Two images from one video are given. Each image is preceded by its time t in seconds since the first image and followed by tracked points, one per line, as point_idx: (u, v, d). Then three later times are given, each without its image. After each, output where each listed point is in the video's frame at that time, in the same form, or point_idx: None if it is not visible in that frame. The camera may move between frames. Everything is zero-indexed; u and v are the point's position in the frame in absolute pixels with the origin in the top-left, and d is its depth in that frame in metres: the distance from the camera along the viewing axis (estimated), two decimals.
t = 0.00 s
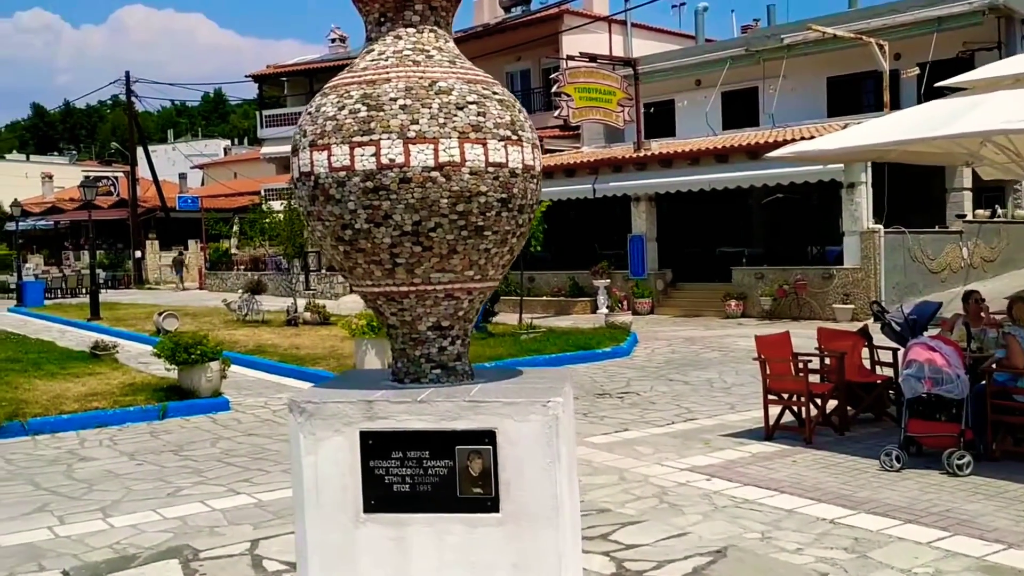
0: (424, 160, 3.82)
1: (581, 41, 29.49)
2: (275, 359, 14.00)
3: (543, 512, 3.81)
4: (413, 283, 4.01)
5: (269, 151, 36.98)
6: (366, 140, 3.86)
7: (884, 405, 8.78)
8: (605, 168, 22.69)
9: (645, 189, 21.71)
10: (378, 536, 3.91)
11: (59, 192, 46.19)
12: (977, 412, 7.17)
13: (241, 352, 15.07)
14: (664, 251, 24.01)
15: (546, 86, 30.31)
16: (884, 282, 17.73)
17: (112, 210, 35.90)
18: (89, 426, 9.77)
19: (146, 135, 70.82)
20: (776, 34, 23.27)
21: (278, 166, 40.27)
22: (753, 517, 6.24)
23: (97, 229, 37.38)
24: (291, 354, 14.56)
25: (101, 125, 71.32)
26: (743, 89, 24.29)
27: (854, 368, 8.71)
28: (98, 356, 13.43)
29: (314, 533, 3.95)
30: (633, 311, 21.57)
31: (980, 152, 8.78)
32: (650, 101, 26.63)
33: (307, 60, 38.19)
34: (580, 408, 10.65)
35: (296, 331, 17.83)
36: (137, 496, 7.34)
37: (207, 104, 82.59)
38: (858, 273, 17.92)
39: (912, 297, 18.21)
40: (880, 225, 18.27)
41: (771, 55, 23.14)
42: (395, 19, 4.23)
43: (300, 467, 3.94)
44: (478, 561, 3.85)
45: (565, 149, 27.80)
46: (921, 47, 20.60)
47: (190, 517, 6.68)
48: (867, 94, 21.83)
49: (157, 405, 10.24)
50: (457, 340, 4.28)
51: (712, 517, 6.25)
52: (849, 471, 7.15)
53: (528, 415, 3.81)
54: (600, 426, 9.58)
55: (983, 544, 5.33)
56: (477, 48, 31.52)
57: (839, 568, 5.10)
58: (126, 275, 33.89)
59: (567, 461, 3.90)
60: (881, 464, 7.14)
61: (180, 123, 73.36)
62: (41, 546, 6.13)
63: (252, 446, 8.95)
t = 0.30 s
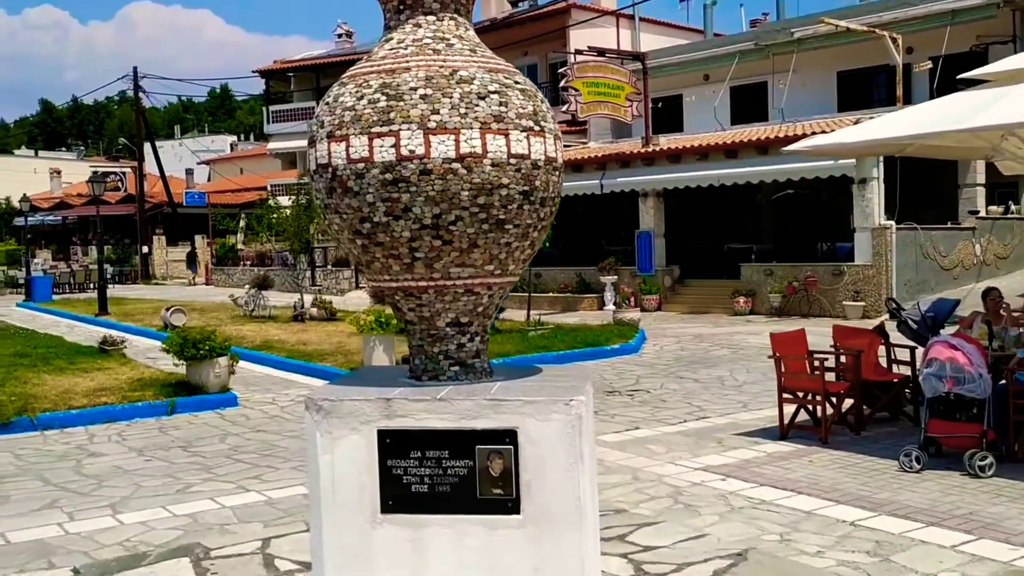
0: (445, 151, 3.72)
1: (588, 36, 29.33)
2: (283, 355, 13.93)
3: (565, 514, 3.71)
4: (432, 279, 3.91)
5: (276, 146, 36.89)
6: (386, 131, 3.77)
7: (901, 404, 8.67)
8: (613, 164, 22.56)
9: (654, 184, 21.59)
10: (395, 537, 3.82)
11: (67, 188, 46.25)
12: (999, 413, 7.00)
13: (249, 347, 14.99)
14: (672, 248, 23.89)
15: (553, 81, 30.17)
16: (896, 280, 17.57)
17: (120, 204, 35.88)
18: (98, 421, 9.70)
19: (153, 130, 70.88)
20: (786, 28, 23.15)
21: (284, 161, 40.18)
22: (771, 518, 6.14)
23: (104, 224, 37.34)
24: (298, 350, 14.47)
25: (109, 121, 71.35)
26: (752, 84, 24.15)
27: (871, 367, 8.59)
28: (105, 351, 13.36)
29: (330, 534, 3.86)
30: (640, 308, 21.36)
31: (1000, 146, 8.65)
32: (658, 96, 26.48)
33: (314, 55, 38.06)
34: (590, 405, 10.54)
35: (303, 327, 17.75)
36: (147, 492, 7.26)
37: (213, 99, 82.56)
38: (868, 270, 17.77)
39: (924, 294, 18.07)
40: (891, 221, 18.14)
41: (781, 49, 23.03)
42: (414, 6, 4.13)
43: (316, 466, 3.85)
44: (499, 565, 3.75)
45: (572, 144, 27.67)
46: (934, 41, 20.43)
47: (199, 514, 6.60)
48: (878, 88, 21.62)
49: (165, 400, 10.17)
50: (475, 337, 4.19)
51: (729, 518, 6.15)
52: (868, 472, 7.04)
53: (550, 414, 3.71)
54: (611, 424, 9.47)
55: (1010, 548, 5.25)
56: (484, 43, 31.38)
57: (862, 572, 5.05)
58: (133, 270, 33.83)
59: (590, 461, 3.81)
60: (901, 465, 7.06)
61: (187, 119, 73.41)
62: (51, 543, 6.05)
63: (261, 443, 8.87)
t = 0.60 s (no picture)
0: (469, 144, 3.74)
1: (591, 30, 29.17)
2: (283, 349, 13.81)
3: (587, 518, 3.63)
4: (452, 274, 3.93)
5: (276, 140, 36.70)
6: (408, 123, 3.79)
7: (911, 401, 8.70)
8: (615, 157, 22.48)
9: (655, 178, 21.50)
10: (410, 539, 3.72)
11: (66, 182, 46.04)
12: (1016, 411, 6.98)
13: (249, 341, 14.87)
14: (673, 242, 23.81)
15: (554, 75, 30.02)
16: (901, 274, 17.51)
17: (120, 198, 35.72)
18: (100, 415, 9.59)
19: (153, 126, 70.64)
20: (791, 20, 23.02)
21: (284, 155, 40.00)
22: (784, 519, 6.06)
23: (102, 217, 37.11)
24: (298, 344, 14.35)
25: (110, 116, 71.07)
26: (756, 77, 24.06)
27: (881, 364, 8.59)
28: (107, 345, 13.23)
29: (343, 536, 3.76)
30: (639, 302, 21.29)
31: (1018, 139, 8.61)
32: (660, 89, 26.39)
33: (315, 49, 37.86)
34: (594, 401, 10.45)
35: (303, 321, 17.62)
36: (150, 487, 7.16)
37: (212, 93, 82.29)
38: (872, 265, 17.72)
39: (928, 289, 18.01)
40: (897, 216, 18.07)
41: (786, 42, 22.91)
42: None
43: (331, 466, 3.76)
44: (517, 569, 3.66)
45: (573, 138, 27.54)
46: (943, 33, 20.38)
47: (202, 510, 6.50)
48: (884, 81, 21.45)
49: (166, 394, 10.06)
50: (494, 334, 4.19)
51: (740, 518, 6.06)
52: (880, 472, 6.98)
53: (572, 415, 3.63)
54: (615, 421, 9.37)
55: None
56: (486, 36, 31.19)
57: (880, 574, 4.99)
58: (132, 264, 33.59)
59: (612, 462, 3.74)
60: (914, 464, 7.04)
61: (187, 114, 73.22)
62: (55, 538, 5.96)
63: (263, 437, 8.76)
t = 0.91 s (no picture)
0: (487, 135, 3.64)
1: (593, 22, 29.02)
2: (282, 342, 13.70)
3: (602, 519, 3.53)
4: (466, 269, 3.83)
5: (275, 133, 36.51)
6: (425, 114, 3.68)
7: (921, 396, 8.65)
8: (617, 149, 22.41)
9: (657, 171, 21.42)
10: (418, 539, 3.61)
11: (64, 174, 45.84)
12: None
13: (249, 334, 14.74)
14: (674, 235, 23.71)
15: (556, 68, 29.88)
16: (905, 268, 17.44)
17: (119, 190, 35.56)
18: (97, 409, 9.46)
19: (153, 118, 70.39)
20: (796, 11, 22.89)
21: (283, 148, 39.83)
22: (793, 517, 5.97)
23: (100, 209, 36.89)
24: (298, 337, 14.23)
25: (109, 109, 70.77)
26: (760, 69, 23.96)
27: (891, 359, 8.60)
28: (105, 338, 13.11)
29: (350, 537, 3.66)
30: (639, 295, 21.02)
31: None
32: (663, 81, 26.28)
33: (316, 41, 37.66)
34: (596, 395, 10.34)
35: (302, 314, 17.49)
36: (149, 483, 7.05)
37: (211, 87, 81.97)
38: (877, 258, 17.65)
39: (932, 282, 17.92)
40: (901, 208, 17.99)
41: (791, 33, 22.83)
42: None
43: (340, 465, 3.65)
44: (529, 571, 3.55)
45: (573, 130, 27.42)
46: (950, 24, 20.29)
47: (202, 507, 6.39)
48: (889, 73, 21.39)
49: (165, 388, 9.94)
50: (507, 330, 4.09)
51: (749, 517, 5.96)
52: (891, 470, 6.91)
53: (589, 413, 3.54)
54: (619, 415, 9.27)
55: None
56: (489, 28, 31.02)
57: None
58: (131, 256, 33.31)
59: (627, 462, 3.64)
60: (925, 461, 7.01)
61: (187, 108, 73.02)
62: (52, 535, 5.84)
63: (262, 432, 8.64)
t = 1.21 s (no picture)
0: (495, 120, 3.51)
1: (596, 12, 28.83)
2: (282, 335, 13.59)
3: (611, 518, 3.42)
4: (472, 259, 3.71)
5: (276, 124, 36.34)
6: (430, 98, 3.55)
7: (930, 391, 8.54)
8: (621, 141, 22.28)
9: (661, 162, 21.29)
10: (422, 538, 3.50)
11: (64, 166, 45.72)
12: None
13: (249, 327, 14.62)
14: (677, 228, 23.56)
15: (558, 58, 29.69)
16: (911, 261, 17.32)
17: (120, 182, 35.44)
18: (96, 403, 9.36)
19: (154, 110, 70.21)
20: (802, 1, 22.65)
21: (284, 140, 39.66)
22: (803, 514, 5.85)
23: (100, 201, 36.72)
24: (298, 330, 14.10)
25: (110, 101, 70.53)
26: (765, 59, 23.79)
27: (900, 353, 8.50)
28: (105, 330, 13.00)
29: (351, 536, 3.54)
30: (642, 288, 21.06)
31: None
32: (667, 72, 26.11)
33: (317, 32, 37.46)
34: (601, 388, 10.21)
35: (303, 306, 17.36)
36: (147, 478, 6.94)
37: (212, 79, 81.72)
38: (883, 251, 17.51)
39: (939, 275, 17.78)
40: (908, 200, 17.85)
41: (797, 23, 22.61)
42: None
43: (341, 462, 3.53)
44: (537, 572, 3.44)
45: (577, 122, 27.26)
46: (958, 15, 20.13)
47: (200, 502, 6.28)
48: (895, 64, 21.24)
49: (164, 381, 9.84)
50: (514, 322, 3.96)
51: (757, 513, 5.85)
52: (902, 466, 6.79)
53: (599, 408, 3.43)
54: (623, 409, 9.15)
55: None
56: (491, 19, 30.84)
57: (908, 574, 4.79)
58: (131, 248, 33.12)
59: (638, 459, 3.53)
60: (937, 456, 6.89)
61: (188, 100, 72.87)
62: (48, 531, 5.74)
63: (262, 426, 8.53)
